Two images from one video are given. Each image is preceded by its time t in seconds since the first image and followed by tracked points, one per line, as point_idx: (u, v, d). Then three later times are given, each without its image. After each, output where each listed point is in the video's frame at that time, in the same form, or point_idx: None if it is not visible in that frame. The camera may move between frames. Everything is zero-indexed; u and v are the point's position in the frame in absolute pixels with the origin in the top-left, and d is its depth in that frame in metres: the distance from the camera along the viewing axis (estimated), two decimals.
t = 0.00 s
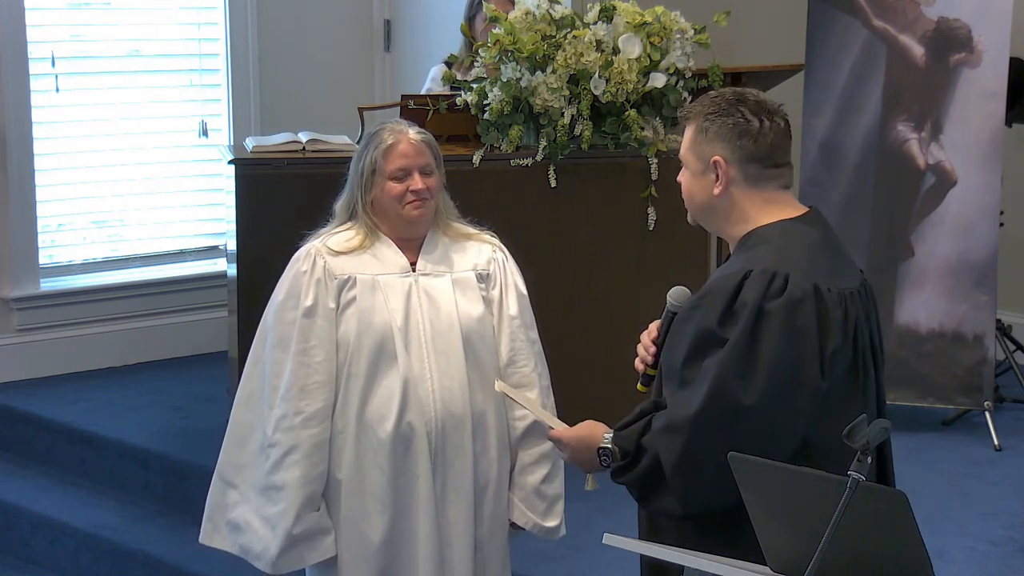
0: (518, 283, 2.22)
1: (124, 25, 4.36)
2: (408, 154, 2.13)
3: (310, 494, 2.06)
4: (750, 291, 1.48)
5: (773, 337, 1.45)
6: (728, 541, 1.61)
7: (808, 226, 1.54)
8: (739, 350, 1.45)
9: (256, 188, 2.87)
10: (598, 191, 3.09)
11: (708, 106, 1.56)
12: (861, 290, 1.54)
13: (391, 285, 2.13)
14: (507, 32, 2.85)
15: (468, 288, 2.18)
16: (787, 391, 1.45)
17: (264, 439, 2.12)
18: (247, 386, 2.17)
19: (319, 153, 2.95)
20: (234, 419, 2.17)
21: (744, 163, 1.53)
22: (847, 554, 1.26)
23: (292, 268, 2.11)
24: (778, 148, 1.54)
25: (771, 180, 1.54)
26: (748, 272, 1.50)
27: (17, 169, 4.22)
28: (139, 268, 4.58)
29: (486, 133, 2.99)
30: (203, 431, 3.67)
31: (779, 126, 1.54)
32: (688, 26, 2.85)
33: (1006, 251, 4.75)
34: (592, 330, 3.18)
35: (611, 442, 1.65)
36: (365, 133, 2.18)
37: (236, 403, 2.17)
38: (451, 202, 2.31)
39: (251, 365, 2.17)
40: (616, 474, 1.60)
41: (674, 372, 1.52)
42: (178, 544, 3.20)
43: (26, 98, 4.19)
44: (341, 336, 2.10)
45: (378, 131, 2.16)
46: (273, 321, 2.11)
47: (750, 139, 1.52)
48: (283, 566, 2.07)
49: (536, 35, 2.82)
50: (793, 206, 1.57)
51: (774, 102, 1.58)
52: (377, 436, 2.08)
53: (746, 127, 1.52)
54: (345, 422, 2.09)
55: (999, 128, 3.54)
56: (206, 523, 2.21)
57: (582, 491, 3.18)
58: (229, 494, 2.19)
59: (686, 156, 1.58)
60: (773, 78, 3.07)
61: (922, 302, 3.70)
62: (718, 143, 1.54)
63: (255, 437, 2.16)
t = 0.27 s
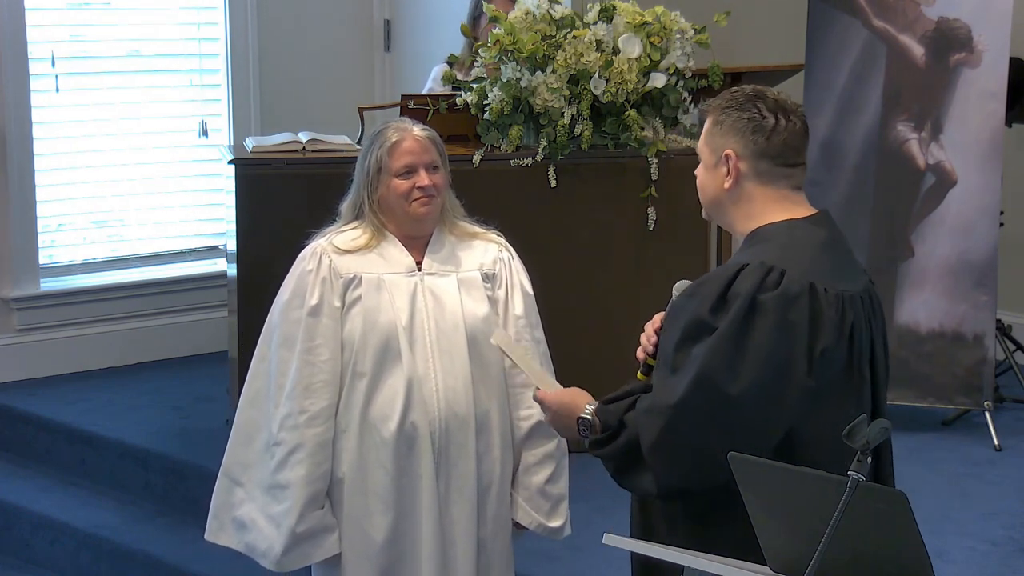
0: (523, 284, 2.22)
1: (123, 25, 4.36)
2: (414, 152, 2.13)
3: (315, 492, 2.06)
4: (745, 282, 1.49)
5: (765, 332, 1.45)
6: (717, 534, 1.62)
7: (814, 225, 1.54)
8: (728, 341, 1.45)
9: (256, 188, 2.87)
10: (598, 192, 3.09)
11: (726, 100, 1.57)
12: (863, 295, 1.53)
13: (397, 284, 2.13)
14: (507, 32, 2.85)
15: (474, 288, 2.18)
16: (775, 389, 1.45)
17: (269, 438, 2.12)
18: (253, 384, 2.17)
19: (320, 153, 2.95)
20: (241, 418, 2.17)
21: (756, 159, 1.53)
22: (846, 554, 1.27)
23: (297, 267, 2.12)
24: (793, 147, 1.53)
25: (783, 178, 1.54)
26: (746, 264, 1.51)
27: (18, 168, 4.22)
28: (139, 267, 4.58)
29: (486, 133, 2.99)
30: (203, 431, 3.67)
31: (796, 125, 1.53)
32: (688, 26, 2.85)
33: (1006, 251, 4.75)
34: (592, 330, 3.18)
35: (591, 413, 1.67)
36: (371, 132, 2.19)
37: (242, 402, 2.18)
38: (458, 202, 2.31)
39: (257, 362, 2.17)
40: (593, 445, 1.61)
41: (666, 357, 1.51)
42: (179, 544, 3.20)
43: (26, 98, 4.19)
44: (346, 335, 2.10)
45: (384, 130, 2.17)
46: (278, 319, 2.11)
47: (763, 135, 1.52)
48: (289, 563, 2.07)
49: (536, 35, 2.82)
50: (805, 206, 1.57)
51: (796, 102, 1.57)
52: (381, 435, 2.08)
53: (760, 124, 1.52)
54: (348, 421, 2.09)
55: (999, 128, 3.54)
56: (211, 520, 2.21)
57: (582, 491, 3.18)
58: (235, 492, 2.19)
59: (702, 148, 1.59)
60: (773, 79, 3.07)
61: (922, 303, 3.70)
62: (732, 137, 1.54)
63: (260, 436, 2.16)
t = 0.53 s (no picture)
0: (521, 286, 2.21)
1: (123, 26, 4.37)
2: (414, 152, 2.13)
3: (309, 491, 2.07)
4: (728, 277, 1.50)
5: (750, 326, 1.46)
6: (708, 530, 1.64)
7: (808, 223, 1.53)
8: (713, 335, 1.46)
9: (256, 187, 2.87)
10: (597, 192, 3.09)
11: (726, 98, 1.57)
12: (854, 294, 1.53)
13: (394, 285, 2.13)
14: (507, 32, 2.85)
15: (470, 289, 2.18)
16: (758, 383, 1.46)
17: (265, 436, 2.12)
18: (249, 383, 2.18)
19: (320, 153, 2.95)
20: (238, 415, 2.18)
21: (753, 156, 1.53)
22: (846, 553, 1.26)
23: (295, 265, 2.12)
24: (792, 145, 1.53)
25: (780, 177, 1.54)
26: (730, 259, 1.53)
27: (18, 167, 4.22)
28: (138, 267, 4.59)
29: (485, 132, 2.99)
30: (203, 430, 3.67)
31: (796, 124, 1.53)
32: (688, 26, 2.86)
33: (1007, 251, 4.75)
34: (591, 329, 3.18)
35: (572, 404, 1.67)
36: (371, 132, 2.19)
37: (239, 399, 2.18)
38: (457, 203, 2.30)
39: (253, 361, 2.17)
40: (577, 438, 1.61)
41: (652, 349, 1.53)
42: (178, 543, 3.20)
43: (26, 98, 4.19)
44: (342, 334, 2.10)
45: (383, 130, 2.17)
46: (275, 318, 2.11)
47: (760, 133, 1.52)
48: (281, 563, 2.07)
49: (536, 35, 2.82)
50: (804, 206, 1.56)
51: (798, 101, 1.57)
52: (376, 435, 2.08)
53: (758, 122, 1.52)
54: (343, 420, 2.10)
55: (999, 128, 3.54)
56: (206, 519, 2.20)
57: (582, 491, 3.18)
58: (232, 489, 2.19)
59: (702, 145, 1.60)
60: (772, 79, 3.07)
61: (922, 303, 3.69)
62: (730, 134, 1.55)
63: (259, 433, 2.17)
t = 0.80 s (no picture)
0: (513, 285, 2.22)
1: (123, 26, 4.37)
2: (407, 152, 2.13)
3: (303, 492, 2.07)
4: (719, 276, 1.50)
5: (739, 322, 1.46)
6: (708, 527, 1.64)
7: (802, 222, 1.53)
8: (703, 334, 1.47)
9: (256, 187, 2.87)
10: (597, 191, 3.08)
11: (722, 97, 1.58)
12: (849, 291, 1.53)
13: (387, 284, 2.13)
14: (507, 32, 2.85)
15: (464, 289, 2.18)
16: (751, 381, 1.46)
17: (257, 438, 2.12)
18: (241, 383, 2.16)
19: (320, 153, 2.95)
20: (229, 417, 2.17)
21: (751, 155, 1.54)
22: (846, 553, 1.26)
23: (288, 266, 2.11)
24: (788, 144, 1.54)
25: (778, 175, 1.55)
26: (722, 259, 1.53)
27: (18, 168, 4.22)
28: (138, 267, 4.59)
29: (485, 132, 2.98)
30: (202, 430, 3.67)
31: (792, 122, 1.54)
32: (688, 26, 2.86)
33: (1008, 251, 4.75)
34: (592, 328, 3.18)
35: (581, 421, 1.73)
36: (364, 133, 2.19)
37: (231, 400, 2.17)
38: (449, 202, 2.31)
39: (245, 363, 2.17)
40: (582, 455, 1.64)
41: (647, 351, 1.53)
42: (178, 543, 3.20)
43: (26, 98, 4.20)
44: (335, 335, 2.10)
45: (377, 130, 2.17)
46: (268, 319, 2.11)
47: (758, 132, 1.53)
48: (275, 564, 2.06)
49: (535, 35, 2.82)
50: (800, 204, 1.57)
51: (793, 100, 1.58)
52: (371, 435, 2.09)
53: (755, 120, 1.53)
54: (338, 421, 2.10)
55: (999, 128, 3.53)
56: (199, 521, 2.19)
57: (581, 491, 3.18)
58: (223, 491, 2.18)
59: (698, 145, 1.60)
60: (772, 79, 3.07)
61: (921, 303, 3.69)
62: (727, 133, 1.55)
63: (250, 435, 2.15)
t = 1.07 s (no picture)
0: (508, 285, 2.22)
1: (123, 26, 4.37)
2: (400, 151, 2.13)
3: (301, 493, 2.06)
4: (718, 275, 1.50)
5: (739, 322, 1.46)
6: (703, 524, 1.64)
7: (795, 221, 1.53)
8: (703, 334, 1.47)
9: (256, 187, 2.87)
10: (597, 191, 3.08)
11: (722, 96, 1.57)
12: (846, 290, 1.53)
13: (382, 284, 2.13)
14: (507, 32, 2.85)
15: (458, 288, 2.18)
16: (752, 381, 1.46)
17: (253, 440, 2.12)
18: (235, 387, 2.17)
19: (320, 153, 2.95)
20: (224, 420, 2.17)
21: (753, 153, 1.54)
22: (845, 553, 1.26)
23: (282, 267, 2.12)
24: (788, 143, 1.54)
25: (778, 174, 1.55)
26: (720, 258, 1.53)
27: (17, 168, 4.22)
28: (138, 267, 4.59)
29: (485, 132, 2.98)
30: (202, 430, 3.67)
31: (792, 122, 1.54)
32: (688, 26, 2.86)
33: (1008, 251, 4.74)
34: (592, 327, 3.18)
35: (580, 417, 1.73)
36: (356, 133, 2.19)
37: (225, 404, 2.17)
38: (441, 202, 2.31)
39: (240, 365, 2.17)
40: (582, 450, 1.63)
41: (646, 351, 1.53)
42: (177, 542, 3.20)
43: (26, 98, 4.20)
44: (330, 335, 2.10)
45: (369, 130, 2.17)
46: (263, 321, 2.11)
47: (760, 130, 1.53)
48: (272, 566, 2.05)
49: (536, 35, 2.82)
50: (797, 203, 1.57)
51: (790, 101, 1.59)
52: (368, 436, 2.08)
53: (757, 119, 1.53)
54: (335, 422, 2.09)
55: (999, 128, 3.53)
56: (194, 524, 2.19)
57: (581, 491, 3.17)
58: (220, 494, 2.18)
59: (697, 143, 1.59)
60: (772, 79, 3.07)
61: (922, 303, 3.69)
62: (729, 131, 1.55)
63: (245, 438, 2.16)
